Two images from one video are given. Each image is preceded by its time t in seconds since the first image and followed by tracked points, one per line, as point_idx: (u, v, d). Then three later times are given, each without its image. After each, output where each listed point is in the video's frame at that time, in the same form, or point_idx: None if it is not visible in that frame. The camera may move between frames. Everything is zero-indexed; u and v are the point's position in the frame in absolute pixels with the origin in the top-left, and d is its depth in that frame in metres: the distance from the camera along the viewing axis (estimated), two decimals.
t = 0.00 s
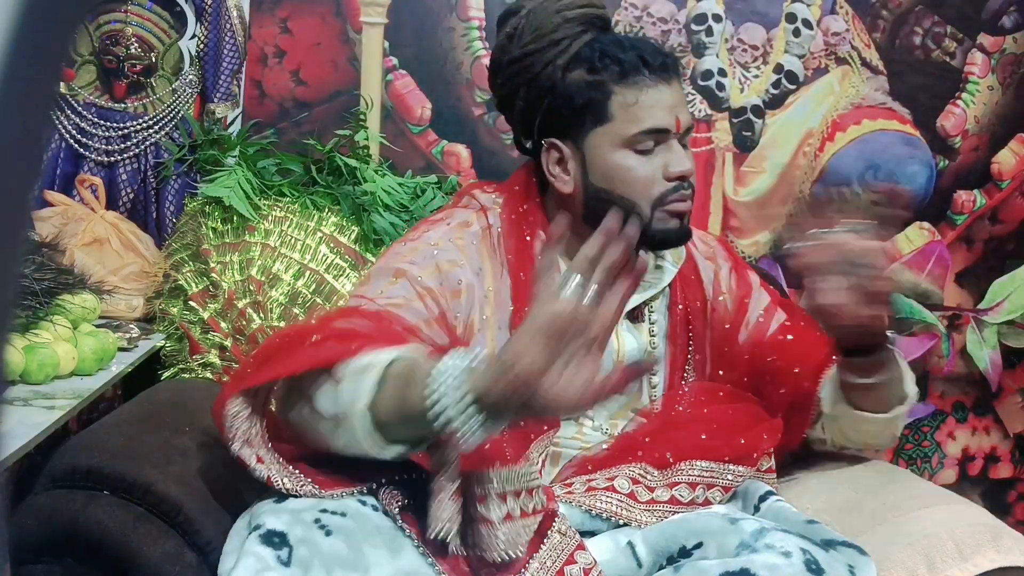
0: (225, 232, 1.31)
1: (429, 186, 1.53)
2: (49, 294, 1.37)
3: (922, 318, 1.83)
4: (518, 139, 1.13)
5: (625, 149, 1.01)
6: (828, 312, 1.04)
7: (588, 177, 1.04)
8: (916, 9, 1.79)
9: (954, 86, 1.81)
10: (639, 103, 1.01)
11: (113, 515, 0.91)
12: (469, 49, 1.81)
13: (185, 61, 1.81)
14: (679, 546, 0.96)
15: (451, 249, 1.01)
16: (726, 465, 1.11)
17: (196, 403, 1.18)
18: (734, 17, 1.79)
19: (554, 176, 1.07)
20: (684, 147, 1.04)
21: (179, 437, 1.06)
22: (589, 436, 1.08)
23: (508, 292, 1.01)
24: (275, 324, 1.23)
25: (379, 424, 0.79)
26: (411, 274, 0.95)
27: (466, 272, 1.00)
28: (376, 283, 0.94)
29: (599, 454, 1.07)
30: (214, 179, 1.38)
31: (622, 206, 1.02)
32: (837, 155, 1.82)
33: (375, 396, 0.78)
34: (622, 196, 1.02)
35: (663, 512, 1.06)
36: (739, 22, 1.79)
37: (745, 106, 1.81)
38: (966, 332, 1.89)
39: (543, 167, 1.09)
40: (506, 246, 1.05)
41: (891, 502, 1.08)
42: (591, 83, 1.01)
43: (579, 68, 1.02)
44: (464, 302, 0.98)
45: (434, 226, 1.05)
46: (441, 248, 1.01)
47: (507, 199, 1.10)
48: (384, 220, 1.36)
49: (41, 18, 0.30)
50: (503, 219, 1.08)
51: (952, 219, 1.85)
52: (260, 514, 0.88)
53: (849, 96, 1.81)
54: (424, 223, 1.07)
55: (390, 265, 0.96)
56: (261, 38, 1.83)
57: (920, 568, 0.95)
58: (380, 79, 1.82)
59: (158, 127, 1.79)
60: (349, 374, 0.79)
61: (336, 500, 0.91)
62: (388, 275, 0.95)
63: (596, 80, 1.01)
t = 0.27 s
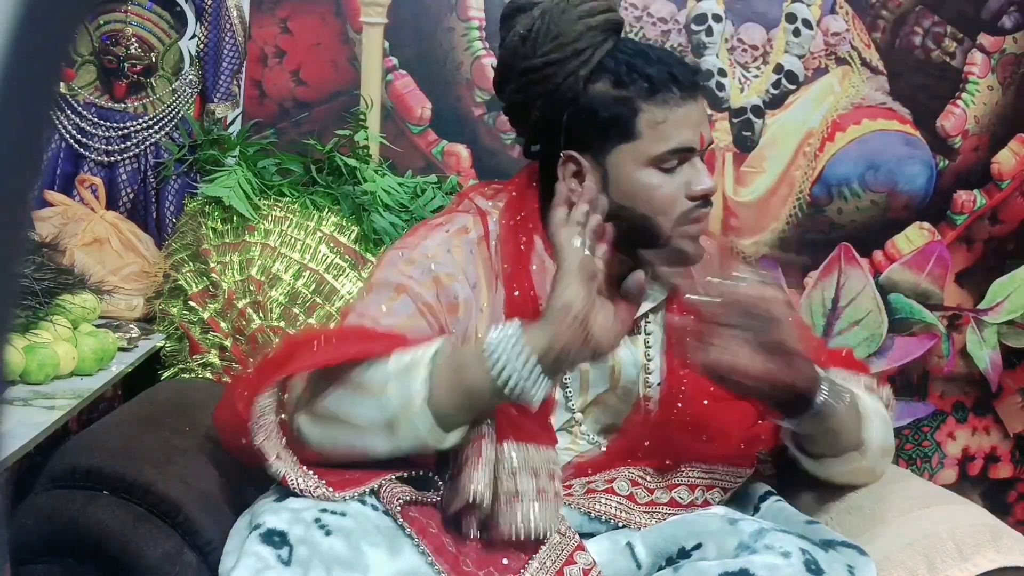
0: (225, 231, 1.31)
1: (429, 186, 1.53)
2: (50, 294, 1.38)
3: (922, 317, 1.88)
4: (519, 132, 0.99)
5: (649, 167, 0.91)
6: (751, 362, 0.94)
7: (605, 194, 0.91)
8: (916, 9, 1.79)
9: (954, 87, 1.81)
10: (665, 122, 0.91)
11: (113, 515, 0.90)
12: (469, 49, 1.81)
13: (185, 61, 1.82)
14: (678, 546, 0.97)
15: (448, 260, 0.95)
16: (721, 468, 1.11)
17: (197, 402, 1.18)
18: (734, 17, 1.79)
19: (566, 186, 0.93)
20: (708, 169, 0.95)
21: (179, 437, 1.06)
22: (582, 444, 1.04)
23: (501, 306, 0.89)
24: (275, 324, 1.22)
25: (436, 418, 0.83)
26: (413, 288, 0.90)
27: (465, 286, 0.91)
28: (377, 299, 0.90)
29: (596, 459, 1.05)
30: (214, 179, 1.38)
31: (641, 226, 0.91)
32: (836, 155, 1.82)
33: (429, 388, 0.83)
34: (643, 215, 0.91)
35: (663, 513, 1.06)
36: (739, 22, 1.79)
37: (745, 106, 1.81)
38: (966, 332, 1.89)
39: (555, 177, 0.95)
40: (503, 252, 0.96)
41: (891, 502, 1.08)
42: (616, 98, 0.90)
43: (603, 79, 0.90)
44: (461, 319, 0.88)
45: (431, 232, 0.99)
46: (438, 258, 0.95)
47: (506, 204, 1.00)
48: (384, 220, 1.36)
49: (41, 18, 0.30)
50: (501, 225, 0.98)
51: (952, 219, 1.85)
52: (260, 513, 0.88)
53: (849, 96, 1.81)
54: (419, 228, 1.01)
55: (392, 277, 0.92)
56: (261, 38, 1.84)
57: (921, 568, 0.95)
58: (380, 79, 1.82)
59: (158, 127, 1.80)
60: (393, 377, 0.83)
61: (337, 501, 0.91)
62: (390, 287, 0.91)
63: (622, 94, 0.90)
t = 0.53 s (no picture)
0: (225, 232, 1.31)
1: (429, 186, 1.53)
2: (49, 294, 1.37)
3: (921, 317, 1.88)
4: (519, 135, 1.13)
5: (647, 151, 1.03)
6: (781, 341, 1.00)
7: (607, 179, 1.04)
8: (916, 9, 1.79)
9: (954, 87, 1.81)
10: (662, 106, 1.03)
11: (113, 516, 0.90)
12: (469, 49, 1.81)
13: (185, 61, 1.81)
14: (679, 547, 0.97)
15: (446, 254, 1.00)
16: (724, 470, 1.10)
17: (197, 403, 1.18)
18: (734, 17, 1.79)
19: (567, 176, 1.07)
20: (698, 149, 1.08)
21: (179, 437, 1.06)
22: (581, 440, 1.09)
23: (503, 294, 1.03)
24: (274, 324, 1.24)
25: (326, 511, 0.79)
26: (413, 284, 0.95)
27: (465, 276, 0.99)
28: (379, 301, 0.94)
29: (594, 457, 1.07)
30: (214, 179, 1.38)
31: (642, 209, 1.04)
32: (837, 155, 1.82)
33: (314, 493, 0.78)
34: (643, 198, 1.04)
35: (662, 514, 1.05)
36: (739, 22, 1.79)
37: (745, 106, 1.81)
38: (966, 332, 1.89)
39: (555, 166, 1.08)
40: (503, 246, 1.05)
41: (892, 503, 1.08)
42: (613, 83, 1.02)
43: (598, 67, 1.02)
44: (467, 306, 0.99)
45: (426, 228, 1.02)
46: (434, 255, 0.99)
47: (504, 196, 1.10)
48: (384, 220, 1.36)
49: (41, 20, 0.30)
50: (497, 218, 1.07)
51: (952, 219, 1.85)
52: (256, 514, 0.89)
53: (849, 96, 1.81)
54: (412, 227, 1.04)
55: (391, 276, 0.96)
56: (261, 38, 1.83)
57: (921, 568, 0.95)
58: (380, 79, 1.82)
59: (158, 127, 1.79)
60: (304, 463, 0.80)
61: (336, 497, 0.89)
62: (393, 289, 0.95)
63: (620, 80, 1.02)
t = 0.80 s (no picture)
0: (225, 232, 1.31)
1: (429, 186, 1.53)
2: (49, 294, 1.37)
3: (921, 317, 1.88)
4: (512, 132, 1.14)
5: (630, 135, 1.03)
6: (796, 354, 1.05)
7: (591, 164, 1.05)
8: (916, 9, 1.79)
9: (954, 87, 1.81)
10: (644, 91, 1.03)
11: (112, 516, 0.90)
12: (469, 49, 1.81)
13: (185, 62, 1.81)
14: (679, 546, 0.97)
15: (444, 252, 0.99)
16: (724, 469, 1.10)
17: (197, 403, 1.18)
18: (734, 17, 1.79)
19: (555, 163, 1.07)
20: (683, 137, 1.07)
21: (179, 437, 1.06)
22: (578, 437, 1.08)
23: (502, 287, 1.02)
24: (274, 324, 1.24)
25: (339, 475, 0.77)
26: (411, 284, 0.94)
27: (462, 272, 0.99)
28: (377, 299, 0.94)
29: (595, 457, 1.07)
30: (214, 179, 1.38)
31: (625, 192, 1.04)
32: (836, 155, 1.82)
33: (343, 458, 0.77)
34: (626, 181, 1.03)
35: (662, 513, 1.06)
36: (739, 22, 1.79)
37: (745, 106, 1.81)
38: (966, 332, 1.89)
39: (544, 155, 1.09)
40: (502, 242, 1.05)
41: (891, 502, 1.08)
42: (598, 70, 1.03)
43: (584, 56, 1.03)
44: (465, 303, 0.97)
45: (424, 227, 1.03)
46: (432, 253, 0.99)
47: (501, 194, 1.10)
48: (384, 220, 1.36)
49: (41, 21, 0.30)
50: (495, 214, 1.07)
51: (952, 219, 1.85)
52: (259, 511, 0.90)
53: (849, 96, 1.81)
54: (411, 225, 1.04)
55: (390, 277, 0.96)
56: (261, 38, 1.83)
57: (921, 568, 0.95)
58: (380, 79, 1.82)
59: (158, 127, 1.79)
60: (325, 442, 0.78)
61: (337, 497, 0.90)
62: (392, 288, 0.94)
63: (604, 66, 1.02)
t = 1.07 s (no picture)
0: (225, 232, 1.31)
1: (429, 186, 1.53)
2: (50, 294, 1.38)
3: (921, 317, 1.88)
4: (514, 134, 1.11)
5: (614, 132, 0.95)
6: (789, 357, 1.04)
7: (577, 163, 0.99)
8: (916, 9, 1.79)
9: (954, 87, 1.81)
10: (628, 89, 0.97)
11: (113, 515, 0.91)
12: (469, 49, 1.81)
13: (185, 61, 1.80)
14: (678, 546, 0.97)
15: (450, 255, 0.95)
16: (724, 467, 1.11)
17: (196, 402, 1.18)
18: (734, 17, 1.79)
19: (544, 163, 1.03)
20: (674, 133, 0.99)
21: (179, 437, 1.06)
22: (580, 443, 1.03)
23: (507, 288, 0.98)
24: (275, 324, 1.23)
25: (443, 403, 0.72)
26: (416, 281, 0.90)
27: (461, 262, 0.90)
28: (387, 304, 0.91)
29: (596, 458, 1.04)
30: (214, 179, 1.38)
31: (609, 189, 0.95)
32: (837, 155, 1.82)
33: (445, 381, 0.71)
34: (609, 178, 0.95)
35: (663, 514, 1.05)
36: (739, 22, 1.79)
37: (745, 106, 1.81)
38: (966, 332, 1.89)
39: (534, 156, 1.05)
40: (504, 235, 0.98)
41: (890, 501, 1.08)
42: (581, 68, 0.97)
43: (572, 55, 0.98)
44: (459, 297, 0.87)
45: (432, 233, 1.01)
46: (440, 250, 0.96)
47: (506, 198, 1.07)
48: (384, 220, 1.36)
49: (41, 23, 0.30)
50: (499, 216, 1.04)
51: (952, 219, 1.85)
52: (261, 510, 0.91)
53: (849, 96, 1.81)
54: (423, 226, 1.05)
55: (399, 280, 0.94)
56: (261, 38, 1.84)
57: (921, 568, 0.95)
58: (380, 79, 1.83)
59: (158, 127, 1.80)
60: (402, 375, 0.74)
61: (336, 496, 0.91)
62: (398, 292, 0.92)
63: (586, 64, 0.97)
